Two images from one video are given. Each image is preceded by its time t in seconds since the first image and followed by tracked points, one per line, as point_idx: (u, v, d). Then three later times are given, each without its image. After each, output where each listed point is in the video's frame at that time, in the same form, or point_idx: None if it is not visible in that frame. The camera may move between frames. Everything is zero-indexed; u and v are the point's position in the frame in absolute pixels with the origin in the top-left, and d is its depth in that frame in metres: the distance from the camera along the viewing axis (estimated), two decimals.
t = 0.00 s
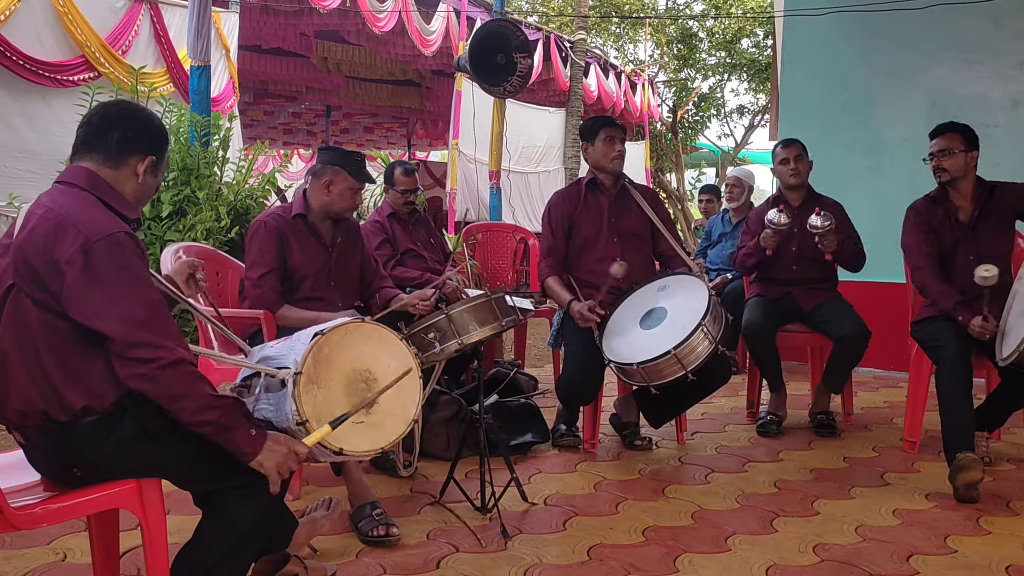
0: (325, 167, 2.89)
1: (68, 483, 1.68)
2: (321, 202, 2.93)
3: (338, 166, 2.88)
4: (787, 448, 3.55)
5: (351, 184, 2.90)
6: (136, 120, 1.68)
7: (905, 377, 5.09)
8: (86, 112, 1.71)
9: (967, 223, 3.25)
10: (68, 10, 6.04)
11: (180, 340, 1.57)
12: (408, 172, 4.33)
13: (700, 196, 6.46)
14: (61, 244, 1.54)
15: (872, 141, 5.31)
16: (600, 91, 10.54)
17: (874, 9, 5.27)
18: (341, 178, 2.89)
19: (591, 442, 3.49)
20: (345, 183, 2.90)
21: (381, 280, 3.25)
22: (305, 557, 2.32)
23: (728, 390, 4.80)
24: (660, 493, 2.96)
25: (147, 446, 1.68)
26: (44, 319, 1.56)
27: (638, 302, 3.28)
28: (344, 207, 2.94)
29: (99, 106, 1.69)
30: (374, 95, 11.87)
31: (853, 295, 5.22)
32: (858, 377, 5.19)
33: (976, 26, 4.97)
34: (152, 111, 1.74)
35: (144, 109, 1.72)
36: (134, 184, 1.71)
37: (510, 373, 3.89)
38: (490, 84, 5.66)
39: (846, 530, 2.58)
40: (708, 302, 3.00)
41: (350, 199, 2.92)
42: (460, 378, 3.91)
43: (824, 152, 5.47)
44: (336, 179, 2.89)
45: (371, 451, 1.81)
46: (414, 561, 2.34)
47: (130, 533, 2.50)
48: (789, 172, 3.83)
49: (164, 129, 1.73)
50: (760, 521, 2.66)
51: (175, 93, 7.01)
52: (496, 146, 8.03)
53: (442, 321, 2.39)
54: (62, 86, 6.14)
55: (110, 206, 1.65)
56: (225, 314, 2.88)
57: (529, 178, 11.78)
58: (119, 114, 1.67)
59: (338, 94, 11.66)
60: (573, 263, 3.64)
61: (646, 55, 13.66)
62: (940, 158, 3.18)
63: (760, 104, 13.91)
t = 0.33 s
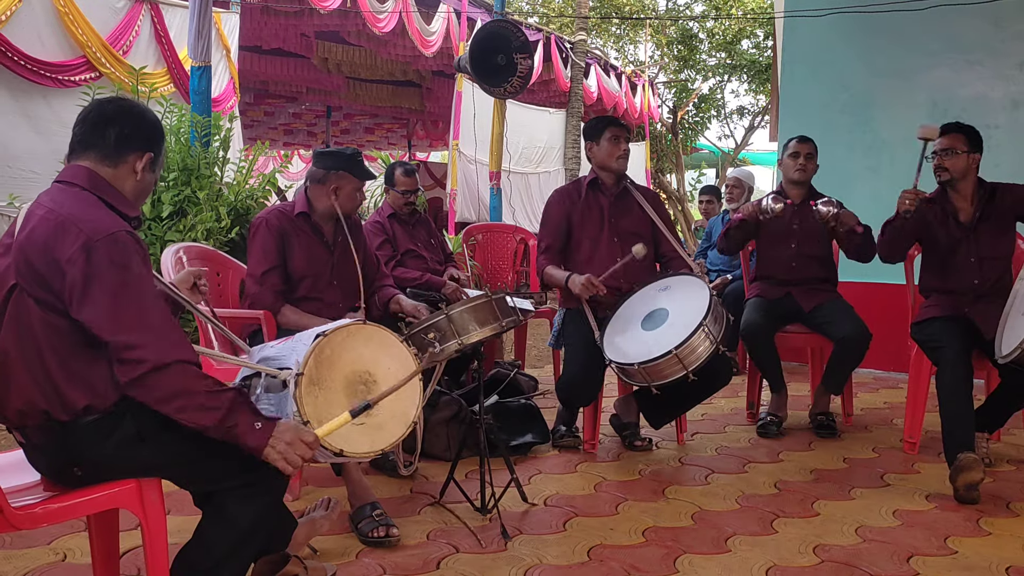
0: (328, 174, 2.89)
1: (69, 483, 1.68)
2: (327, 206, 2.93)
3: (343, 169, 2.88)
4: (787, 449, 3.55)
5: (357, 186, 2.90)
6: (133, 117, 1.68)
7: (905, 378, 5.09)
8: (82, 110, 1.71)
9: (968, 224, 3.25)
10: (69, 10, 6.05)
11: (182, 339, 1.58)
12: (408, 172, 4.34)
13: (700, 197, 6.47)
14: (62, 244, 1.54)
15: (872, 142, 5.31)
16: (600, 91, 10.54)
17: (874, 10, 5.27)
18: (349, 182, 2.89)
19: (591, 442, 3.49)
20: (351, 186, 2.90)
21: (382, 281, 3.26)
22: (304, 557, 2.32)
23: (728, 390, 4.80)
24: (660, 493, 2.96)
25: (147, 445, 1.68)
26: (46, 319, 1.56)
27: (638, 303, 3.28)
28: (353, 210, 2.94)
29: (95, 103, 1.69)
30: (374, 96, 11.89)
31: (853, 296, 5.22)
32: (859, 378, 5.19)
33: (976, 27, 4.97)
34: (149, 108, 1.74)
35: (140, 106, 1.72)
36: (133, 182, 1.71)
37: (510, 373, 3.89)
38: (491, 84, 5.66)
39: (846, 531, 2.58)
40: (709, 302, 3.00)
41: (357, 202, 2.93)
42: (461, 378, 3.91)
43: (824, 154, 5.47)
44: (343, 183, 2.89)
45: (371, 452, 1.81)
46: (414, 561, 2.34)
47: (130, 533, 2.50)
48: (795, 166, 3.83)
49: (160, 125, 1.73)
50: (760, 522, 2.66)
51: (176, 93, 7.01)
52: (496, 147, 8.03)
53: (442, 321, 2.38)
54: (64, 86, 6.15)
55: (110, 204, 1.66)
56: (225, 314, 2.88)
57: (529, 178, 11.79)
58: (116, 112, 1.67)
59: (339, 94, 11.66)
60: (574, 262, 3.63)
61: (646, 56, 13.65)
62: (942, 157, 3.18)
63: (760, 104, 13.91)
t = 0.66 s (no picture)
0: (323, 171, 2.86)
1: (69, 484, 1.68)
2: (325, 205, 2.92)
3: (338, 167, 2.85)
4: (787, 450, 3.55)
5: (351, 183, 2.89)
6: (132, 117, 1.68)
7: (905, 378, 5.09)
8: (80, 111, 1.70)
9: (968, 225, 3.25)
10: (68, 11, 6.05)
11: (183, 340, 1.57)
12: (405, 172, 4.35)
13: (700, 197, 6.47)
14: (62, 246, 1.54)
15: (872, 142, 5.31)
16: (599, 91, 10.55)
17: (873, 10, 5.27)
18: (343, 180, 2.88)
19: (591, 443, 3.50)
20: (347, 183, 2.88)
21: (382, 281, 3.26)
22: (304, 559, 2.32)
23: (728, 391, 4.80)
24: (660, 494, 2.96)
25: (147, 446, 1.69)
26: (47, 321, 1.56)
27: (637, 305, 3.29)
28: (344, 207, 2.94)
29: (93, 104, 1.69)
30: (374, 97, 11.89)
31: (853, 296, 5.22)
32: (858, 378, 5.19)
33: (976, 28, 4.98)
34: (147, 108, 1.74)
35: (138, 106, 1.72)
36: (133, 182, 1.71)
37: (510, 374, 3.89)
38: (490, 85, 5.66)
39: (845, 532, 2.58)
40: (708, 302, 3.01)
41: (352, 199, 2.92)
42: (461, 379, 3.91)
43: (824, 154, 5.47)
44: (338, 181, 2.87)
45: (372, 454, 1.82)
46: (413, 562, 2.34)
47: (129, 534, 2.50)
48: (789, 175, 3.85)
49: (159, 125, 1.73)
50: (760, 523, 2.66)
51: (175, 94, 7.01)
52: (496, 148, 8.03)
53: (442, 323, 2.39)
54: (63, 87, 6.15)
55: (109, 206, 1.66)
56: (225, 315, 2.87)
57: (529, 179, 11.79)
58: (114, 113, 1.67)
59: (338, 94, 11.66)
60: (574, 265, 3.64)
61: (646, 56, 13.65)
62: (942, 160, 3.17)
63: (760, 104, 13.91)
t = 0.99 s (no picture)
0: (317, 169, 2.86)
1: (68, 487, 1.68)
2: (319, 203, 2.92)
3: (333, 166, 2.86)
4: (786, 449, 3.56)
5: (346, 181, 2.89)
6: (126, 118, 1.68)
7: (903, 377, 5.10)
8: (74, 113, 1.70)
9: (966, 224, 3.26)
10: (66, 14, 6.04)
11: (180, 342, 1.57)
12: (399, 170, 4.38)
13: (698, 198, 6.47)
14: (58, 247, 1.54)
15: (869, 142, 5.32)
16: (597, 92, 10.56)
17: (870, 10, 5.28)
18: (337, 178, 2.88)
19: (590, 444, 3.50)
20: (340, 182, 2.89)
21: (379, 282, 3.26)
22: (303, 560, 2.32)
23: (727, 391, 4.81)
24: (659, 494, 2.96)
25: (145, 448, 1.68)
26: (43, 323, 1.56)
27: (634, 305, 3.28)
28: (338, 207, 2.93)
29: (87, 105, 1.69)
30: (372, 98, 11.90)
31: (851, 296, 5.23)
32: (857, 378, 5.20)
33: (972, 27, 4.99)
34: (142, 109, 1.74)
35: (133, 107, 1.72)
36: (128, 183, 1.71)
37: (509, 375, 3.89)
38: (487, 86, 5.66)
39: (845, 531, 2.58)
40: (708, 303, 3.01)
41: (346, 198, 2.92)
42: (459, 380, 3.91)
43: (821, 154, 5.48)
44: (332, 179, 2.88)
45: (370, 455, 1.81)
46: (413, 563, 2.34)
47: (128, 537, 2.50)
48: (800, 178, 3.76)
49: (153, 126, 1.73)
50: (760, 523, 2.66)
51: (173, 97, 7.01)
52: (495, 149, 8.03)
53: (440, 323, 2.39)
54: (61, 90, 6.15)
55: (105, 207, 1.66)
56: (222, 318, 2.87)
57: (527, 179, 11.80)
58: (108, 114, 1.67)
59: (336, 96, 11.67)
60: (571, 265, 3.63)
61: (644, 56, 13.66)
62: (942, 163, 3.16)
63: (757, 105, 13.93)
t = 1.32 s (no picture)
0: (312, 168, 2.89)
1: (68, 487, 1.68)
2: (318, 202, 2.93)
3: (327, 163, 2.89)
4: (786, 449, 3.55)
5: (341, 178, 2.91)
6: (122, 116, 1.68)
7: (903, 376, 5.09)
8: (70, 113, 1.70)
9: (965, 223, 3.26)
10: (65, 15, 6.04)
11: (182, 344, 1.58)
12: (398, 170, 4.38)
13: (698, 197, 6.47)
14: (57, 248, 1.54)
15: (869, 141, 5.32)
16: (596, 92, 10.56)
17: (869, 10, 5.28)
18: (333, 176, 2.90)
19: (590, 444, 3.49)
20: (337, 179, 2.90)
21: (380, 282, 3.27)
22: (304, 561, 2.32)
23: (727, 390, 4.80)
24: (660, 494, 2.96)
25: (145, 450, 1.67)
26: (45, 325, 1.56)
27: (634, 306, 3.29)
28: (336, 206, 2.94)
29: (82, 105, 1.69)
30: (371, 99, 11.90)
31: (851, 296, 5.22)
32: (857, 377, 5.20)
33: (972, 27, 4.99)
34: (137, 107, 1.74)
35: (128, 106, 1.72)
36: (126, 182, 1.70)
37: (509, 376, 3.88)
38: (486, 87, 5.67)
39: (845, 531, 2.58)
40: (707, 302, 3.01)
41: (342, 195, 2.93)
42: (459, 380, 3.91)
43: (821, 153, 5.48)
44: (328, 176, 2.89)
45: (371, 455, 1.83)
46: (414, 563, 2.34)
47: (128, 538, 2.50)
48: (795, 183, 3.84)
49: (150, 125, 1.73)
50: (760, 522, 2.66)
51: (172, 97, 7.00)
52: (495, 149, 8.02)
53: (440, 323, 2.38)
54: (60, 91, 6.15)
55: (104, 208, 1.65)
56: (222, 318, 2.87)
57: (526, 180, 11.80)
58: (104, 113, 1.67)
59: (335, 97, 11.67)
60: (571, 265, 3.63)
61: (643, 56, 13.66)
62: (943, 161, 3.16)
63: (756, 105, 13.94)
